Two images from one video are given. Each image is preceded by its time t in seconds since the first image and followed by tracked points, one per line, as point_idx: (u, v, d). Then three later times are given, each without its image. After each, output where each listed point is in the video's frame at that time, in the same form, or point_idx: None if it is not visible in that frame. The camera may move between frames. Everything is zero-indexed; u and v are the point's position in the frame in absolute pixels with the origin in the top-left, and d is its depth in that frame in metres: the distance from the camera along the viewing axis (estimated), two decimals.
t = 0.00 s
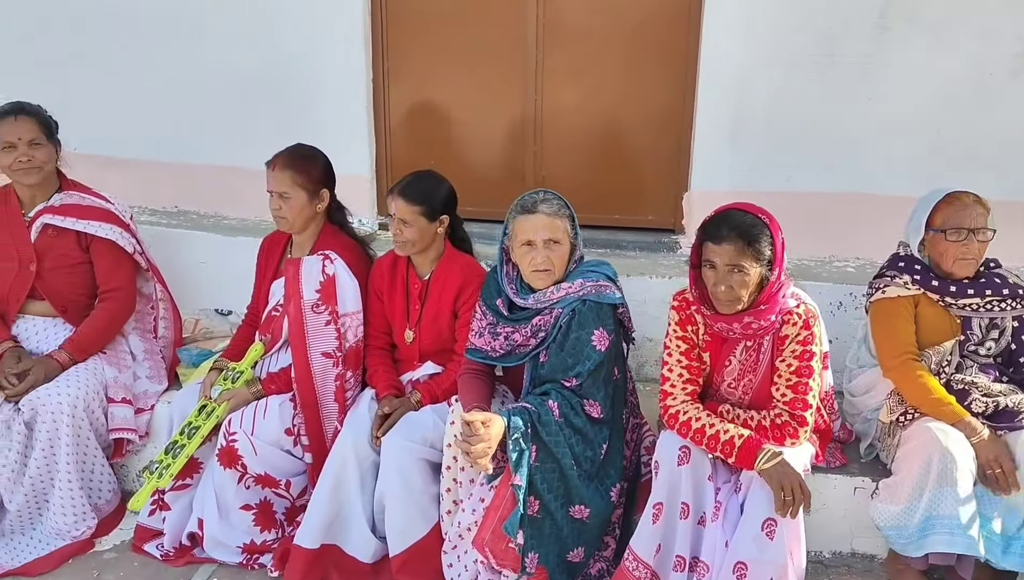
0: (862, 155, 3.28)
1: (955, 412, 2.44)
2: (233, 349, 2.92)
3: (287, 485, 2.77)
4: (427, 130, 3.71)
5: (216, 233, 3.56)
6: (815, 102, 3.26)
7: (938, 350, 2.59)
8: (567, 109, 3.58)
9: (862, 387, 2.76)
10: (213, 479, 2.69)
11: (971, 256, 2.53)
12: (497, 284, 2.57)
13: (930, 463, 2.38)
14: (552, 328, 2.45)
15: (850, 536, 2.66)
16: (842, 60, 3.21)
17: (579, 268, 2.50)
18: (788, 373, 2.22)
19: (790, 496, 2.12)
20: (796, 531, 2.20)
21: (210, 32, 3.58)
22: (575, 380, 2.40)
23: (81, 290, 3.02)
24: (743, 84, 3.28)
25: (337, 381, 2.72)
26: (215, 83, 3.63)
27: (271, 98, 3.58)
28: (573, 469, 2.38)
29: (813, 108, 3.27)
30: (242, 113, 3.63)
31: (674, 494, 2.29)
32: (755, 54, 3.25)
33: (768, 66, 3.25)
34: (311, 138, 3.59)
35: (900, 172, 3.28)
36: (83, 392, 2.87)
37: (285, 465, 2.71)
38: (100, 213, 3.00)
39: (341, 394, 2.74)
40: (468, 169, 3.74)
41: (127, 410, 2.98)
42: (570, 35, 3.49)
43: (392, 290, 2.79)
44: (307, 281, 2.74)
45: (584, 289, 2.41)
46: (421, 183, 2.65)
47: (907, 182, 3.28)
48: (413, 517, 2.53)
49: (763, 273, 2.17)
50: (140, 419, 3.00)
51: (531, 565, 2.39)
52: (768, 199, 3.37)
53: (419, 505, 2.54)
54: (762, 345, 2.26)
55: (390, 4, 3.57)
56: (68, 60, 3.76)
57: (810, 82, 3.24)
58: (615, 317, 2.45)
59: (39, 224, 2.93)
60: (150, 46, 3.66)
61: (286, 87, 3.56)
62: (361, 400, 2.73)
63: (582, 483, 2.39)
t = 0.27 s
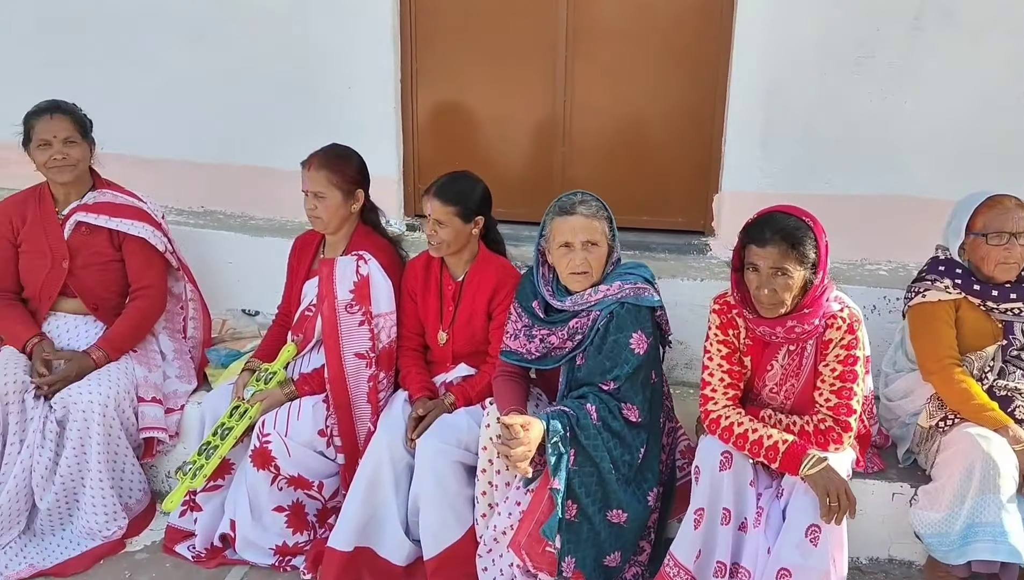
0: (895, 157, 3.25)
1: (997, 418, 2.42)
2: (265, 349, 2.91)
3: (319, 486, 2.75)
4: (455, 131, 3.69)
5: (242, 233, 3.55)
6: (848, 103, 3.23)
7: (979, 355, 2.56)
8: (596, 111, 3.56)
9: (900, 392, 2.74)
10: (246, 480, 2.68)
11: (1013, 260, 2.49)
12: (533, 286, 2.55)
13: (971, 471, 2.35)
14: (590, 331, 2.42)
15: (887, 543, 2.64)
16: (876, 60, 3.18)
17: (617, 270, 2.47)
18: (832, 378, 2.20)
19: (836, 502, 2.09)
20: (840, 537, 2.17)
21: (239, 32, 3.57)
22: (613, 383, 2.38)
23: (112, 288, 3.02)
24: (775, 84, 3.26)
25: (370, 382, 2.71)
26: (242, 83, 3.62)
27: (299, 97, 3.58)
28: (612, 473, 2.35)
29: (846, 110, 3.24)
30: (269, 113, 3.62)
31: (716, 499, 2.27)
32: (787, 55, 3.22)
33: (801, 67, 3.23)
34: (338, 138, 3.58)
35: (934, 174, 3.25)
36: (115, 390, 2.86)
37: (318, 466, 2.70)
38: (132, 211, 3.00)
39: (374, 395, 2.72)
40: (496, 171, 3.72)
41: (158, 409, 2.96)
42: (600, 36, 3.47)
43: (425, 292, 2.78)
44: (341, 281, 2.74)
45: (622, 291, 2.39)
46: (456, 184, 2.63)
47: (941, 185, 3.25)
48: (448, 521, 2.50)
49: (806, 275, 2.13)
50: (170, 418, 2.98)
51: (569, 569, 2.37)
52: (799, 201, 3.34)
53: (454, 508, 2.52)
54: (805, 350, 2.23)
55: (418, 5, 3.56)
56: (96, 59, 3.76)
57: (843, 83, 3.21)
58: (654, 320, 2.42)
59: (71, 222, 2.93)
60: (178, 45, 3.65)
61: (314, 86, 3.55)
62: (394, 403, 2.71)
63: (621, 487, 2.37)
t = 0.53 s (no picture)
0: (946, 163, 3.21)
1: None
2: (314, 352, 2.91)
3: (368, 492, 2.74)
4: (496, 133, 3.67)
5: (284, 235, 3.54)
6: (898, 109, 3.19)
7: None
8: (640, 114, 3.52)
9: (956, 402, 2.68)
10: (297, 485, 2.67)
11: None
12: (588, 292, 2.53)
13: None
14: (648, 338, 2.39)
15: (944, 555, 2.60)
16: (927, 66, 3.14)
17: (674, 277, 2.44)
18: (899, 388, 2.17)
19: (906, 515, 2.06)
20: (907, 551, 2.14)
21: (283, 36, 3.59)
22: (672, 392, 2.35)
23: (158, 291, 3.01)
24: (823, 89, 3.22)
25: (421, 386, 2.69)
26: (286, 86, 3.63)
27: (343, 101, 3.58)
28: (671, 482, 2.33)
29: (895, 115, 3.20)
30: (314, 116, 3.64)
31: (779, 510, 2.24)
32: (836, 59, 3.19)
33: (849, 72, 3.19)
34: (382, 141, 3.59)
35: (985, 181, 3.20)
36: (161, 388, 2.81)
37: (369, 472, 2.69)
38: (179, 214, 2.99)
39: (424, 400, 2.70)
40: (536, 174, 3.69)
41: (201, 411, 2.91)
42: (645, 38, 3.44)
43: (476, 296, 2.76)
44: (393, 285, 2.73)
45: (682, 298, 2.37)
46: (509, 188, 2.61)
47: (992, 192, 3.19)
48: (501, 528, 2.48)
49: (875, 284, 2.12)
50: (214, 422, 2.93)
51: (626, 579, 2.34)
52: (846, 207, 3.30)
53: (508, 515, 2.50)
54: (872, 359, 2.21)
55: (461, 6, 3.55)
56: (139, 61, 3.76)
57: (893, 89, 3.17)
58: (713, 328, 2.39)
59: (119, 225, 2.93)
60: (223, 48, 3.66)
61: (359, 90, 3.56)
62: (445, 409, 2.68)
63: (680, 496, 2.35)
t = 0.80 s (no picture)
0: (1003, 173, 3.15)
1: None
2: (368, 358, 2.92)
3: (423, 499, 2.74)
4: (544, 139, 3.65)
5: (332, 241, 3.54)
6: (955, 117, 3.13)
7: None
8: (690, 121, 3.50)
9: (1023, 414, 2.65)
10: (353, 492, 2.67)
11: None
12: (650, 301, 2.52)
13: None
14: (712, 348, 2.38)
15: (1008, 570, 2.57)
16: (985, 73, 3.07)
17: (738, 287, 2.43)
18: (971, 402, 2.16)
19: (981, 532, 2.04)
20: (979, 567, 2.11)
21: (329, 41, 3.57)
22: (736, 403, 2.34)
23: (212, 296, 3.04)
24: (878, 97, 3.18)
25: (476, 395, 2.68)
26: (332, 91, 3.62)
27: (390, 107, 3.57)
28: (735, 494, 2.32)
29: (952, 124, 3.14)
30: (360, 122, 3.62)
31: (847, 524, 2.22)
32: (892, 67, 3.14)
33: (906, 80, 3.14)
34: (429, 148, 3.57)
35: None
36: (215, 394, 2.83)
37: (425, 479, 2.69)
38: (233, 220, 3.00)
39: (480, 409, 2.68)
40: (583, 181, 3.67)
41: (254, 416, 2.92)
42: (696, 45, 3.42)
43: (531, 303, 2.74)
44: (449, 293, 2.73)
45: (747, 308, 2.35)
46: (567, 197, 2.59)
47: None
48: (561, 538, 2.47)
49: (950, 296, 2.11)
50: (267, 426, 2.94)
51: None
52: (900, 216, 3.26)
53: (568, 525, 2.49)
54: (944, 372, 2.20)
55: (511, 11, 3.53)
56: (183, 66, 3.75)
57: (951, 97, 3.12)
58: (778, 338, 2.37)
59: (173, 232, 2.94)
60: (268, 53, 3.65)
61: (406, 96, 3.54)
62: (501, 417, 2.66)
63: (744, 508, 2.33)
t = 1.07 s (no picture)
0: None
1: None
2: (418, 363, 2.94)
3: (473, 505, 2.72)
4: (590, 144, 3.64)
5: (378, 246, 3.55)
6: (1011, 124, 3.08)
7: None
8: (738, 128, 3.49)
9: None
10: (404, 497, 2.67)
11: None
12: (707, 309, 2.51)
13: None
14: (772, 357, 2.36)
15: None
16: None
17: (797, 296, 2.40)
18: None
19: None
20: None
21: (374, 46, 3.57)
22: (796, 413, 2.32)
23: (262, 301, 3.07)
24: (931, 104, 3.15)
25: (528, 402, 2.66)
26: (377, 97, 3.62)
27: (436, 111, 3.57)
28: (796, 504, 2.29)
29: (1007, 131, 3.09)
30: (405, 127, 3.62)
31: (909, 536, 2.19)
32: (945, 73, 3.10)
33: (959, 86, 3.10)
34: (474, 153, 3.56)
35: None
36: (267, 397, 2.85)
37: (476, 485, 2.68)
38: (285, 226, 3.04)
39: (532, 415, 2.66)
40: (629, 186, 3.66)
41: (303, 420, 2.94)
42: (747, 51, 3.40)
43: (584, 310, 2.73)
44: (501, 299, 2.71)
45: (807, 317, 2.33)
46: (623, 203, 2.57)
47: None
48: (616, 545, 2.46)
49: (1019, 308, 2.08)
50: (316, 430, 2.96)
51: None
52: (953, 225, 3.22)
53: (622, 533, 2.47)
54: (1011, 384, 2.18)
55: (559, 15, 3.53)
56: (229, 71, 3.77)
57: (1006, 104, 3.07)
58: (839, 348, 2.35)
59: (224, 238, 2.98)
60: (313, 58, 3.66)
61: (452, 101, 3.54)
62: (553, 424, 2.66)
63: (804, 519, 2.31)
